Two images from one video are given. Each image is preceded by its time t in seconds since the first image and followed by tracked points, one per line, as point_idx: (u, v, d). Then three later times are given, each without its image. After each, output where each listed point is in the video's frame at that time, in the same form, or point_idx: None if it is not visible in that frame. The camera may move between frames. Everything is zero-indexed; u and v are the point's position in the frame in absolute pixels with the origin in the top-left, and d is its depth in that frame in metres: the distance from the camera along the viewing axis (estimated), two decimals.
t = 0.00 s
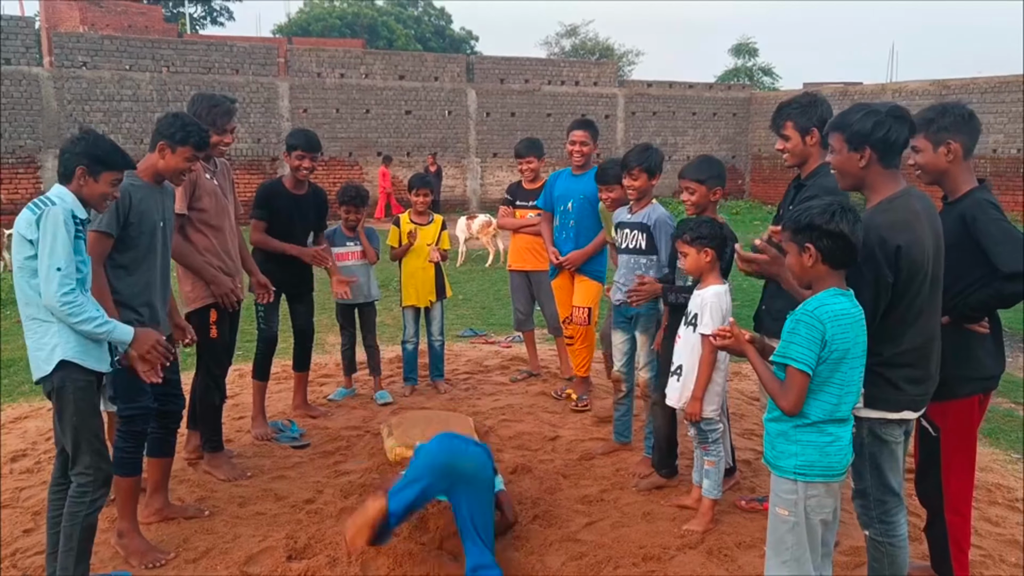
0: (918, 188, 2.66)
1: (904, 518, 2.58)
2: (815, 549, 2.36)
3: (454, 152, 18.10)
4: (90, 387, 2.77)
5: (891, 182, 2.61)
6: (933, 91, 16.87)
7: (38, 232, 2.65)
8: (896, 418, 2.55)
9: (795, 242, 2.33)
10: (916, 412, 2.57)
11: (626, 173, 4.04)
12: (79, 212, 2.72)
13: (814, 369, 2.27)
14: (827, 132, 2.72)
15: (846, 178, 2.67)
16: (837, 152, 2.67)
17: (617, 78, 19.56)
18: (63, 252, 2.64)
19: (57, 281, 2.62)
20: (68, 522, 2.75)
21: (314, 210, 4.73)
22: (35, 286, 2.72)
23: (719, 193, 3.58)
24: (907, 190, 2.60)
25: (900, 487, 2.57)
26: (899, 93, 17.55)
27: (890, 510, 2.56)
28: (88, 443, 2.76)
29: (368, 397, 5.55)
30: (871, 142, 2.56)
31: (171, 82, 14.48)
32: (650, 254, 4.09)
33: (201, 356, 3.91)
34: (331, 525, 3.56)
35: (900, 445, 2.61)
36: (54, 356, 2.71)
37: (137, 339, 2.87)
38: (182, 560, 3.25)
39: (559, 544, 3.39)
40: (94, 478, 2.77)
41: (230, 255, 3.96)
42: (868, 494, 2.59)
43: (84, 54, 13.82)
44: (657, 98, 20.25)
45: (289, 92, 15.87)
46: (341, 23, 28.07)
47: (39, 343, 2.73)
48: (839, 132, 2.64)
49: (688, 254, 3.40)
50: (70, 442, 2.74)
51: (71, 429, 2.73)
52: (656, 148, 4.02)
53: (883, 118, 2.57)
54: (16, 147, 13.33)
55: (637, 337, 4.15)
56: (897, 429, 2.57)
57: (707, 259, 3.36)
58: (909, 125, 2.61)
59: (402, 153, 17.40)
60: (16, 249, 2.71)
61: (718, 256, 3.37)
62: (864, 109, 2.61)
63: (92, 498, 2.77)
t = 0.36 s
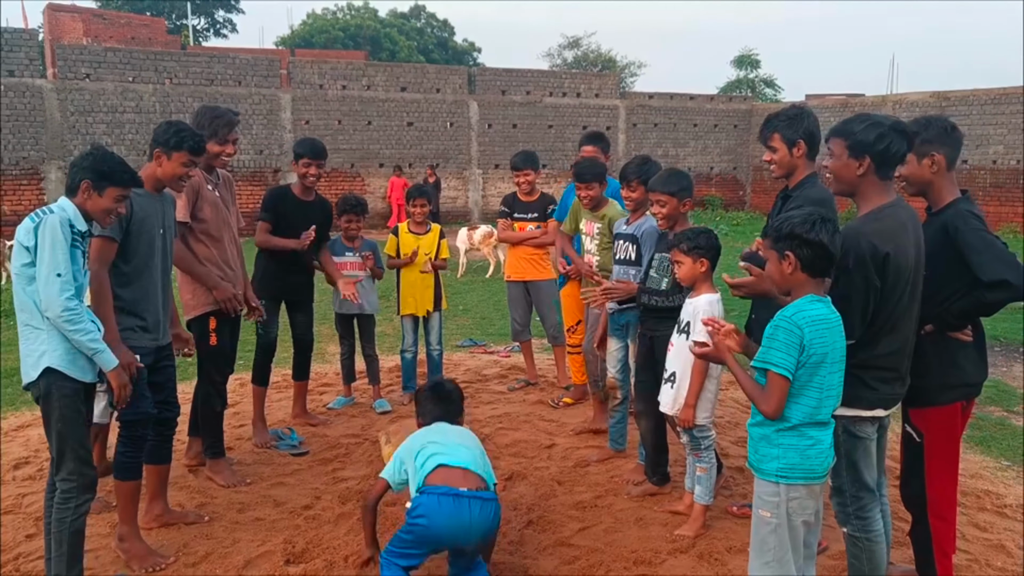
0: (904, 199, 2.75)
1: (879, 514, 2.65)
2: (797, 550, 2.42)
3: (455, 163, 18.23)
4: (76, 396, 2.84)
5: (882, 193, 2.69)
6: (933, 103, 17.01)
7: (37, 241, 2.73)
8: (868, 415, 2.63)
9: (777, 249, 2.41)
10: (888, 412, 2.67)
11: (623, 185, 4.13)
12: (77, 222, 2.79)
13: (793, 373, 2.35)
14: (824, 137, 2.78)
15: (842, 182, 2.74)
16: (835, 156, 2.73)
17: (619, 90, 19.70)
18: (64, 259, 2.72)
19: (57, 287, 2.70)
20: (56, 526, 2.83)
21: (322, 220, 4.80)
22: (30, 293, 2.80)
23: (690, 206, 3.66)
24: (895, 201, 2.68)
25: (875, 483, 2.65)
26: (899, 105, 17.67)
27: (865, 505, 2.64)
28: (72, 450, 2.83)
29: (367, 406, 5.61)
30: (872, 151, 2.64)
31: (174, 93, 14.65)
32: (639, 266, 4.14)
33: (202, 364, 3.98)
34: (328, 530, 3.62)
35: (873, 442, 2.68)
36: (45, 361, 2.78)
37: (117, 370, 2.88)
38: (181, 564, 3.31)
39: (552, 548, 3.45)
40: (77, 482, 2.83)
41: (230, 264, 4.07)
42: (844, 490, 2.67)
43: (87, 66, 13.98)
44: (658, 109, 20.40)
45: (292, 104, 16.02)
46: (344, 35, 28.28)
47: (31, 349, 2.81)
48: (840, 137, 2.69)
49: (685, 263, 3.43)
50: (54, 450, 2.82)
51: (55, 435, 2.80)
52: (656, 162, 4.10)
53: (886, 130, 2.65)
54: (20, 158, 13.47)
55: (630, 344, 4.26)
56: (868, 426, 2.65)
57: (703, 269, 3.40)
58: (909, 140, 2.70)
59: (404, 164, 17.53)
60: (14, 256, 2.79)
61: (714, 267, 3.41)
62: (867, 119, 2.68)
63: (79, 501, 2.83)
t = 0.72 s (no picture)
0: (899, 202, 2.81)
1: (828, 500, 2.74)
2: (781, 542, 2.47)
3: (458, 165, 18.30)
4: (75, 393, 2.90)
5: (883, 197, 2.75)
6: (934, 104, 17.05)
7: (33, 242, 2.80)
8: (837, 406, 2.75)
9: (763, 248, 2.46)
10: (860, 403, 2.76)
11: (618, 185, 4.21)
12: (73, 223, 2.87)
13: (774, 369, 2.41)
14: (835, 140, 2.83)
15: (848, 183, 2.78)
16: (845, 158, 2.77)
17: (620, 92, 19.75)
18: (58, 259, 2.79)
19: (50, 287, 2.76)
20: (63, 523, 2.88)
21: (321, 222, 4.84)
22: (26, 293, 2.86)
23: (679, 209, 3.71)
24: (893, 206, 2.74)
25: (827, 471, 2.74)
26: (900, 107, 17.71)
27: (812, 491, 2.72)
28: (74, 448, 2.89)
29: (367, 405, 5.67)
30: (881, 156, 2.70)
31: (177, 96, 14.75)
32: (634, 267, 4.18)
33: (205, 362, 4.04)
34: (326, 526, 3.67)
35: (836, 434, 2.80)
36: (42, 360, 2.84)
37: (122, 361, 2.98)
38: (181, 559, 3.37)
39: (547, 544, 3.50)
40: (82, 479, 2.89)
41: (232, 266, 4.13)
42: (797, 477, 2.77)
43: (91, 69, 14.07)
44: (660, 111, 20.45)
45: (294, 106, 16.11)
46: (347, 37, 28.37)
47: (27, 348, 2.87)
48: (851, 140, 2.75)
49: (680, 263, 3.44)
50: (57, 448, 2.88)
51: (57, 434, 2.86)
52: (655, 164, 4.17)
53: (896, 136, 2.72)
54: (24, 160, 13.56)
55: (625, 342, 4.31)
56: (835, 418, 2.77)
57: (699, 270, 3.42)
58: (916, 145, 2.77)
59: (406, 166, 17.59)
60: (10, 258, 2.88)
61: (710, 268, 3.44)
62: (878, 124, 2.72)
63: (85, 497, 2.90)
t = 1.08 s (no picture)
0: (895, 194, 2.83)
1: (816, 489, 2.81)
2: (771, 529, 2.50)
3: (457, 158, 18.29)
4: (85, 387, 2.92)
5: (880, 189, 2.76)
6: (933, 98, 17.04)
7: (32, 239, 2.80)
8: (823, 394, 2.81)
9: (753, 238, 2.48)
10: (846, 390, 2.80)
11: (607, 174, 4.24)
12: (69, 216, 2.88)
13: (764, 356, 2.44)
14: (832, 137, 2.85)
15: (847, 179, 2.80)
16: (841, 154, 2.80)
17: (620, 85, 19.72)
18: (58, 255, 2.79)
19: (52, 285, 2.77)
20: (71, 516, 2.91)
21: (302, 210, 4.83)
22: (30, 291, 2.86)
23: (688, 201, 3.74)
24: (889, 198, 2.75)
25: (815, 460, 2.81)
26: (900, 100, 17.69)
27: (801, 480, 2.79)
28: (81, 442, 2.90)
29: (365, 396, 5.70)
30: (876, 150, 2.71)
31: (177, 89, 14.74)
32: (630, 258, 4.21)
33: (205, 353, 4.06)
34: (324, 515, 3.70)
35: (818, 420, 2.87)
36: (54, 356, 2.85)
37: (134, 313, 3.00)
38: (180, 548, 3.39)
39: (543, 533, 3.53)
40: (89, 472, 2.92)
41: (232, 258, 4.15)
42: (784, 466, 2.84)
43: (90, 62, 14.04)
44: (660, 105, 20.43)
45: (294, 99, 16.07)
46: (347, 30, 28.30)
47: (37, 346, 2.87)
48: (846, 137, 2.77)
49: (676, 257, 3.41)
50: (65, 443, 2.89)
51: (65, 429, 2.87)
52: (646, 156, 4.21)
53: (889, 130, 2.73)
54: (24, 153, 13.54)
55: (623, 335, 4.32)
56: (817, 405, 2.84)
57: (694, 264, 3.39)
58: (910, 137, 2.78)
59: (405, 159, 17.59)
60: (10, 255, 2.88)
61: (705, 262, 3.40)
62: (871, 120, 2.75)
63: (91, 490, 2.92)
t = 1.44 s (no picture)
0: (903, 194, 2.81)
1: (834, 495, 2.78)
2: (781, 530, 2.49)
3: (467, 156, 18.30)
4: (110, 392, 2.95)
5: (886, 188, 2.74)
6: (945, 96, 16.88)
7: (52, 249, 2.79)
8: (845, 398, 2.78)
9: (763, 239, 2.47)
10: (866, 394, 2.79)
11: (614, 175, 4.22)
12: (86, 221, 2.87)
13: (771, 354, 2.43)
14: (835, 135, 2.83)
15: (850, 178, 2.79)
16: (845, 152, 2.78)
17: (631, 83, 19.65)
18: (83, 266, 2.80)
19: (90, 293, 2.77)
20: (85, 522, 2.92)
21: (306, 205, 4.82)
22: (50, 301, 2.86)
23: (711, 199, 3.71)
24: (896, 198, 2.74)
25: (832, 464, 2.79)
26: (912, 98, 17.53)
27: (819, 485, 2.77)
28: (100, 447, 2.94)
29: (374, 394, 5.71)
30: (879, 148, 2.68)
31: (188, 87, 14.83)
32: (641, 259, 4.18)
33: (215, 354, 4.07)
34: (334, 514, 3.71)
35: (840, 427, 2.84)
36: (81, 363, 2.87)
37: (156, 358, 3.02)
38: (190, 547, 3.41)
39: (552, 533, 3.53)
40: (106, 478, 2.94)
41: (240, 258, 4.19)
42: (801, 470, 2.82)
43: (102, 61, 14.14)
44: (671, 103, 20.35)
45: (304, 97, 16.12)
46: (358, 29, 28.37)
47: (59, 354, 2.88)
48: (849, 135, 2.75)
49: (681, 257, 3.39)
50: (85, 450, 2.91)
51: (87, 435, 2.90)
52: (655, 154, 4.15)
53: (892, 128, 2.69)
54: (36, 151, 13.65)
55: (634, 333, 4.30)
56: (839, 410, 2.81)
57: (698, 264, 3.35)
58: (916, 135, 2.74)
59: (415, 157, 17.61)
60: (25, 266, 2.85)
61: (711, 262, 3.35)
62: (875, 117, 2.72)
63: (105, 495, 2.94)
